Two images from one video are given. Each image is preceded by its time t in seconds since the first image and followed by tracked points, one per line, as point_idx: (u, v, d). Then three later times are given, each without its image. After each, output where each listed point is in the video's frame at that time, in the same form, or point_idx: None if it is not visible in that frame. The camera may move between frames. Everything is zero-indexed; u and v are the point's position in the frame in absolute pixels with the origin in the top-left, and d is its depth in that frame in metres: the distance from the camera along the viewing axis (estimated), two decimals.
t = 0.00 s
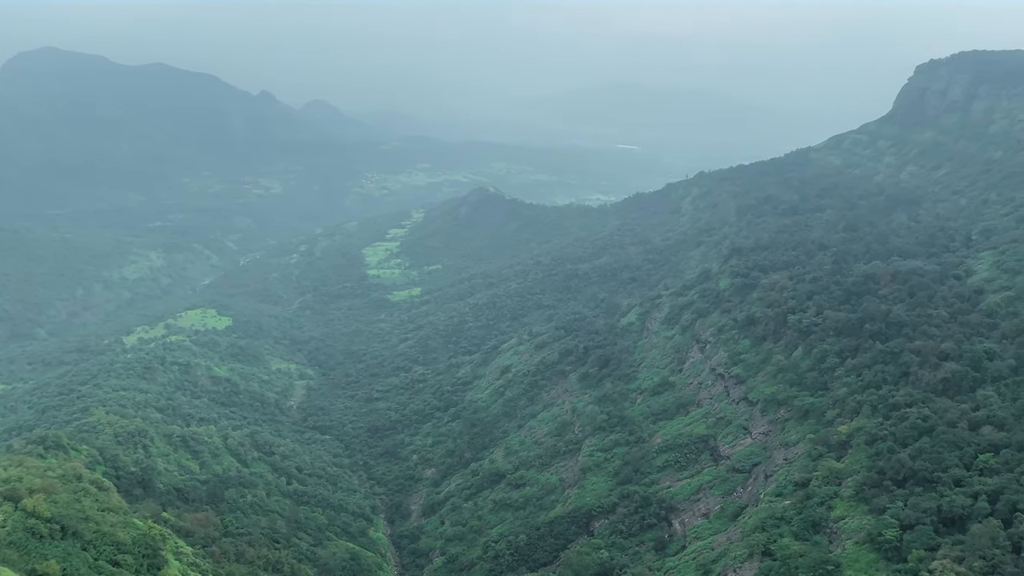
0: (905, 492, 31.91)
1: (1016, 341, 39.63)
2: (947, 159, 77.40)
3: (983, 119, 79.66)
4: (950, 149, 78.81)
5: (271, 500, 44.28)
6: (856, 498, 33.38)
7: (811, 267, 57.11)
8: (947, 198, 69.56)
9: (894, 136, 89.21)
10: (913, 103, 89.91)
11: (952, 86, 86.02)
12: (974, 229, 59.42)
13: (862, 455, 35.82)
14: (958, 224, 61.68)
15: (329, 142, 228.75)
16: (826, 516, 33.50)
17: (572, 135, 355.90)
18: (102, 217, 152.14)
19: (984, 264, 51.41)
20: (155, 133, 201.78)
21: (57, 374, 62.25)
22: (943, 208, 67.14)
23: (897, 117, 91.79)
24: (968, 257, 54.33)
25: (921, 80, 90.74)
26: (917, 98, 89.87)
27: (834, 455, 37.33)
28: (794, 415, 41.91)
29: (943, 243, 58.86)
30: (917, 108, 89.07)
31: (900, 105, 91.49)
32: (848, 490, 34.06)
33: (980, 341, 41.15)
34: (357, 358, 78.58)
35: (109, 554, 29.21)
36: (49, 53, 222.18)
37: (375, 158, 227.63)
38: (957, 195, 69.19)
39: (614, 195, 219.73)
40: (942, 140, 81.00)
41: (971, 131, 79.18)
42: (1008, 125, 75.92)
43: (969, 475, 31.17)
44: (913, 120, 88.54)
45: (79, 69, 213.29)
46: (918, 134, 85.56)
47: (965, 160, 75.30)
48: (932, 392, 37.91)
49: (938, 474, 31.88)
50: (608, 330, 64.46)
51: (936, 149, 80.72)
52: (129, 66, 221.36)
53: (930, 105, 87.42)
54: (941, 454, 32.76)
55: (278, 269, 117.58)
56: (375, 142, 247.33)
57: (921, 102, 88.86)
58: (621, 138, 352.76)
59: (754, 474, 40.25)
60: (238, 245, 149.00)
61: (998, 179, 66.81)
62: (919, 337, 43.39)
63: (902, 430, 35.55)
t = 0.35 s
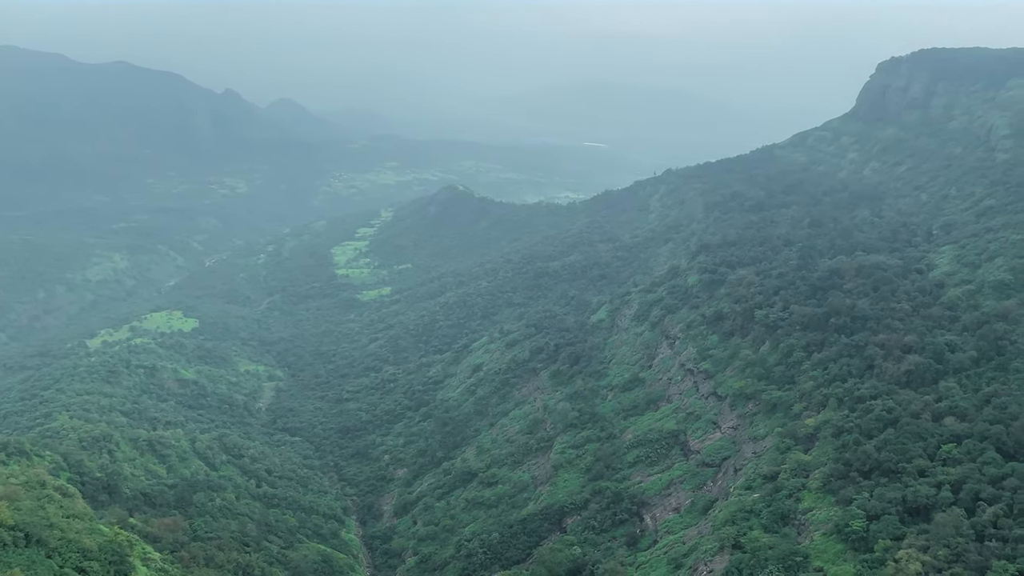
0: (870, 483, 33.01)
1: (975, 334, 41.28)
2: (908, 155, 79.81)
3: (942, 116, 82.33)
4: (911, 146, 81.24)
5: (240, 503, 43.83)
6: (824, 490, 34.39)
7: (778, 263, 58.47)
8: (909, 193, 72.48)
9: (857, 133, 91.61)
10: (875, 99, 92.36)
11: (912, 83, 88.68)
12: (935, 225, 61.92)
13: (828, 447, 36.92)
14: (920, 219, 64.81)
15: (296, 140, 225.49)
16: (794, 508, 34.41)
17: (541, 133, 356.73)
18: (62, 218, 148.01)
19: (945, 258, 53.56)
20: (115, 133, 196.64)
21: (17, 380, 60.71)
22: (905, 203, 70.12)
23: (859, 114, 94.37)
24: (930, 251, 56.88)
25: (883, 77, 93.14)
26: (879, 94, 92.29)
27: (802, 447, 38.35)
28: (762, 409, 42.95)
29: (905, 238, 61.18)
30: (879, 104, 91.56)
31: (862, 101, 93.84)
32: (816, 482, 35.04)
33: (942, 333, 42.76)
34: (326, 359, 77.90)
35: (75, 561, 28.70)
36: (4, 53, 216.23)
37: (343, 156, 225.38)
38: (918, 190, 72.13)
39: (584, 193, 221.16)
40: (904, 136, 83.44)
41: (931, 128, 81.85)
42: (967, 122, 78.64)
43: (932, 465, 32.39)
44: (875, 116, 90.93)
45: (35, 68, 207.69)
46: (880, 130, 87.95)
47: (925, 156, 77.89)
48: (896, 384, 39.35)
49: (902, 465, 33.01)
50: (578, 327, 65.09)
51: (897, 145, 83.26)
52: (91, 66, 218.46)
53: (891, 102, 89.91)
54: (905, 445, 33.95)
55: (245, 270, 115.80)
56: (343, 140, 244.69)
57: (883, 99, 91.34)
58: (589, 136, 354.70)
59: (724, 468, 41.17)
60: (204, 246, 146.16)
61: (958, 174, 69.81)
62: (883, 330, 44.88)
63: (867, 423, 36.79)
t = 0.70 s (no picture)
0: (838, 474, 34.08)
1: (938, 327, 42.79)
2: (873, 151, 81.98)
3: (905, 113, 84.56)
4: (876, 142, 83.41)
5: (212, 505, 43.43)
6: (793, 481, 35.36)
7: (746, 258, 59.71)
8: (874, 188, 74.73)
9: (823, 129, 93.84)
10: (841, 96, 94.38)
11: (876, 80, 90.43)
12: (899, 219, 64.14)
13: (797, 439, 37.96)
14: (884, 213, 67.00)
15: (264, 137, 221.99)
16: (764, 500, 35.31)
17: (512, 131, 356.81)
18: (22, 217, 143.77)
19: (909, 252, 55.50)
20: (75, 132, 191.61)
21: None
22: (870, 198, 72.29)
23: (824, 111, 96.60)
24: (894, 246, 58.87)
25: (847, 73, 94.89)
26: (844, 91, 94.31)
27: (771, 440, 39.39)
28: (732, 402, 43.98)
29: (870, 233, 63.08)
30: (845, 101, 93.59)
31: (828, 98, 95.75)
32: (785, 473, 36.03)
33: (906, 326, 44.22)
34: (297, 358, 77.23)
35: (42, 566, 28.33)
36: None
37: (313, 154, 222.85)
38: (882, 185, 74.40)
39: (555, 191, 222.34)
40: (868, 132, 85.60)
41: (894, 124, 84.19)
42: (929, 118, 80.95)
43: (899, 455, 33.52)
44: (841, 113, 93.03)
45: None
46: (845, 127, 90.24)
47: (888, 152, 80.29)
48: (862, 376, 40.74)
49: (869, 456, 34.15)
50: (551, 323, 65.72)
51: (862, 141, 85.59)
52: (57, 63, 215.54)
53: (856, 99, 91.96)
54: (871, 437, 35.15)
55: (214, 269, 113.97)
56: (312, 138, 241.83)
57: (848, 96, 93.42)
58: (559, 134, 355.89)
59: (695, 461, 42.03)
60: (172, 245, 143.35)
61: (921, 170, 72.17)
62: (850, 324, 46.23)
63: (834, 415, 37.97)
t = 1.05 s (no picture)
0: (800, 464, 35.32)
1: (896, 318, 44.59)
2: (832, 147, 84.71)
3: (863, 107, 87.22)
4: (835, 137, 86.09)
5: (176, 506, 42.88)
6: (756, 471, 36.55)
7: (709, 252, 61.16)
8: (833, 182, 77.21)
9: (783, 125, 96.40)
10: (801, 92, 96.98)
11: (834, 76, 92.84)
12: (857, 213, 66.48)
13: (760, 430, 39.21)
14: (843, 207, 69.29)
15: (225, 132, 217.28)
16: (728, 490, 36.36)
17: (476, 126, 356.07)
18: None
19: (867, 245, 57.65)
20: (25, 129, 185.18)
21: None
22: (829, 193, 74.68)
23: (784, 107, 99.19)
24: (853, 239, 61.03)
25: (806, 69, 97.43)
26: (804, 87, 96.89)
27: (735, 431, 40.58)
28: (696, 395, 45.15)
29: (830, 227, 65.22)
30: (804, 97, 96.22)
31: (789, 94, 98.38)
32: (749, 464, 37.20)
33: (865, 318, 45.97)
34: (261, 356, 76.33)
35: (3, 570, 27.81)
36: None
37: (275, 149, 219.21)
38: (841, 179, 76.91)
39: (521, 186, 223.10)
40: (828, 128, 88.36)
41: (853, 119, 86.92)
42: (886, 114, 83.66)
43: (858, 444, 34.92)
44: (801, 110, 95.93)
45: None
46: (805, 123, 92.93)
47: (847, 147, 83.03)
48: (822, 367, 42.35)
49: (830, 445, 35.49)
50: (517, 318, 66.34)
51: (821, 137, 88.30)
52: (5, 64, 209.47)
53: (815, 94, 94.51)
54: (833, 427, 36.54)
55: (176, 267, 111.56)
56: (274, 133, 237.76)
57: (807, 92, 96.03)
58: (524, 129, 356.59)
59: (660, 454, 43.04)
60: (132, 243, 139.64)
61: (878, 164, 74.75)
62: (811, 316, 47.88)
63: (796, 406, 39.34)
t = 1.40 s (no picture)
0: (751, 452, 36.67)
1: (841, 307, 46.56)
2: (778, 141, 87.50)
3: (807, 102, 90.19)
4: (781, 132, 88.85)
5: (124, 508, 41.70)
6: (708, 460, 37.78)
7: (662, 245, 62.53)
8: (779, 175, 79.81)
9: (731, 119, 98.97)
10: (748, 87, 99.69)
11: (780, 71, 95.94)
12: (802, 206, 68.84)
13: (712, 419, 40.48)
14: (789, 200, 71.75)
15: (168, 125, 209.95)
16: (681, 479, 37.45)
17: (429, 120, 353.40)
18: None
19: (813, 237, 59.93)
20: None
21: None
22: (776, 186, 77.20)
23: (732, 101, 101.84)
24: (799, 230, 63.33)
25: (753, 65, 100.25)
26: (751, 82, 99.64)
27: (688, 420, 41.76)
28: (649, 385, 46.26)
29: (777, 219, 67.48)
30: (752, 91, 98.96)
31: (736, 89, 101.03)
32: (702, 452, 38.39)
33: (812, 307, 47.80)
34: (210, 354, 74.52)
35: None
36: None
37: (221, 143, 213.12)
38: (787, 172, 79.57)
39: (474, 180, 222.44)
40: (775, 123, 91.08)
41: (798, 114, 89.82)
42: (829, 108, 86.69)
43: (806, 432, 36.45)
44: (748, 104, 98.51)
45: None
46: (752, 117, 95.61)
47: (792, 141, 85.89)
48: (772, 356, 43.99)
49: (779, 433, 36.96)
50: (473, 313, 66.58)
51: (767, 130, 91.02)
52: None
53: (762, 88, 97.31)
54: (782, 415, 38.05)
55: (120, 264, 107.70)
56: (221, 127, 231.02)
57: (754, 86, 98.76)
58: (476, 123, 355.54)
59: (615, 445, 43.98)
60: (72, 240, 134.01)
61: (822, 158, 77.63)
62: (760, 307, 49.55)
63: (747, 395, 40.76)
